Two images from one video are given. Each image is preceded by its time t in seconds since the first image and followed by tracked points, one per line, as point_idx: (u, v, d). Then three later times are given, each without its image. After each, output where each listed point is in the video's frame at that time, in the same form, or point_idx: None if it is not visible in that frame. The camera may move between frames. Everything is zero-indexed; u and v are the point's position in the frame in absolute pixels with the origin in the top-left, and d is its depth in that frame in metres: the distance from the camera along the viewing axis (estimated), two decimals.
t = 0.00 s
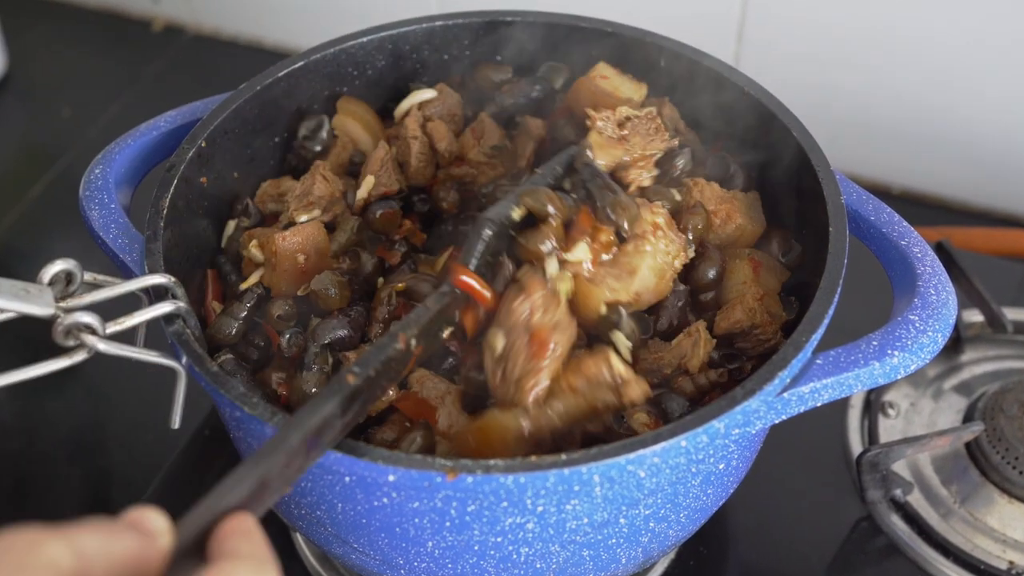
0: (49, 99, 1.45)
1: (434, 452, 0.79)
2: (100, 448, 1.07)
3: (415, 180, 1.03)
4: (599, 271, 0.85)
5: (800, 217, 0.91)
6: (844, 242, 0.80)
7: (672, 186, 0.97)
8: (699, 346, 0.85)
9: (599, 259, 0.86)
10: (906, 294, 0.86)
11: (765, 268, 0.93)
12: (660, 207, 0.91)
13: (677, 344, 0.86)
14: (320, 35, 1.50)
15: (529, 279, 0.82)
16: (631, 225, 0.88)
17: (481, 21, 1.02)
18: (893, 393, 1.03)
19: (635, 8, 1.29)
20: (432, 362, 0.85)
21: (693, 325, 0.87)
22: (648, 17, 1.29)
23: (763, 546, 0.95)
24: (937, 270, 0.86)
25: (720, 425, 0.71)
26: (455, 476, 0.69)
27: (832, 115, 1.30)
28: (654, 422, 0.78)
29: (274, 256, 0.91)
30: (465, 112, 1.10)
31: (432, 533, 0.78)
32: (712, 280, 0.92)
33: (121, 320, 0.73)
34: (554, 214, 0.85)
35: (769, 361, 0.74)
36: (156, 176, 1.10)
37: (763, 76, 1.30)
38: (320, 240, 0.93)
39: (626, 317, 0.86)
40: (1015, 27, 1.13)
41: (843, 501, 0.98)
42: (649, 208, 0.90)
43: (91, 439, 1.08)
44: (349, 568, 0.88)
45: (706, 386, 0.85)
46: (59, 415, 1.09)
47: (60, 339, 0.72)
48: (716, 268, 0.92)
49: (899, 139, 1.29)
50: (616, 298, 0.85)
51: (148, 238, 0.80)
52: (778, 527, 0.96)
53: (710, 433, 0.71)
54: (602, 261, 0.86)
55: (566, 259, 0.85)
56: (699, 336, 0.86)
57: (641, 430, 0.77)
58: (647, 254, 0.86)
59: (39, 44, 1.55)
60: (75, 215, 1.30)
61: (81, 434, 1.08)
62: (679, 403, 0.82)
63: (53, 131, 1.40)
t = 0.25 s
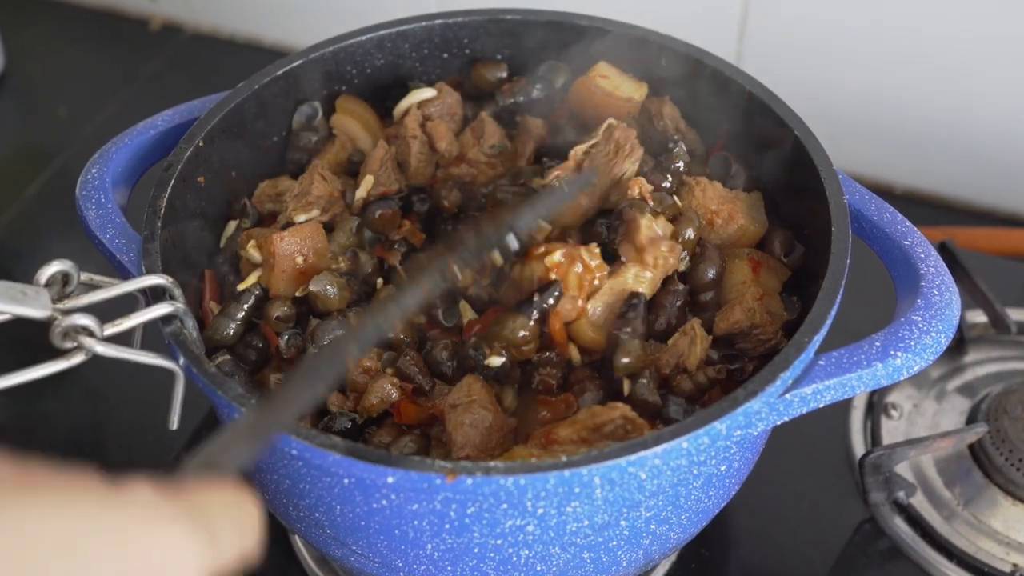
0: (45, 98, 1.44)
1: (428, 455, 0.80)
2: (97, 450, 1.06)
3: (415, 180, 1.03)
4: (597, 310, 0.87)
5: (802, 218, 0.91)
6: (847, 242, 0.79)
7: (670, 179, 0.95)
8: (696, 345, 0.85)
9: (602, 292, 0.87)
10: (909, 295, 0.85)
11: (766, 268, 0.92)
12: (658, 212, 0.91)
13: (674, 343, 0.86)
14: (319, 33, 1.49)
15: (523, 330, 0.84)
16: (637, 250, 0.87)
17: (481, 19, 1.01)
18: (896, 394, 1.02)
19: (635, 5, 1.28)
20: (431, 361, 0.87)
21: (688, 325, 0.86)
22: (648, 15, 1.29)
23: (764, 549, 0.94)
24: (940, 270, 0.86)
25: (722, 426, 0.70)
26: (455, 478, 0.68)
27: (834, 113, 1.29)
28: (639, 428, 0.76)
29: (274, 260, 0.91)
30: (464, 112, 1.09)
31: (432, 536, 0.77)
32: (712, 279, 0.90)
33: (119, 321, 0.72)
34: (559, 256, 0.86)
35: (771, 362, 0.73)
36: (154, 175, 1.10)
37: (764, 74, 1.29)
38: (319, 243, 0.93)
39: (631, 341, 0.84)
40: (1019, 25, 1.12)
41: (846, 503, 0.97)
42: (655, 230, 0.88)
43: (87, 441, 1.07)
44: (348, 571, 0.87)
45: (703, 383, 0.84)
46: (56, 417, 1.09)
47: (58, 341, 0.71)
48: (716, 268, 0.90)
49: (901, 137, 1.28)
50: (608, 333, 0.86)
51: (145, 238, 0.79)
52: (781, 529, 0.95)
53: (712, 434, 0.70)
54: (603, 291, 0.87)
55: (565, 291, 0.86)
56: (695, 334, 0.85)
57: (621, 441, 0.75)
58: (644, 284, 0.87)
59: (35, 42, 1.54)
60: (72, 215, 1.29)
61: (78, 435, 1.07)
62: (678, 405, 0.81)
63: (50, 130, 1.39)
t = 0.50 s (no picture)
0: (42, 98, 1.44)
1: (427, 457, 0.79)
2: (94, 451, 1.06)
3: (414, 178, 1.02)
4: (581, 299, 0.86)
5: (804, 218, 0.90)
6: (849, 242, 0.78)
7: (671, 178, 0.94)
8: (697, 345, 0.84)
9: (593, 287, 0.86)
10: (912, 295, 0.85)
11: (768, 268, 0.91)
12: (658, 212, 0.90)
13: (675, 343, 0.85)
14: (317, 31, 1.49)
15: (521, 318, 0.83)
16: (624, 240, 0.87)
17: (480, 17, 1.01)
18: (898, 395, 1.02)
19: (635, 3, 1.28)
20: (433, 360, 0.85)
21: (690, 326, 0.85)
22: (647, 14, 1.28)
23: (765, 551, 0.93)
24: (944, 270, 0.85)
25: (723, 428, 0.69)
26: (454, 480, 0.67)
27: (835, 112, 1.28)
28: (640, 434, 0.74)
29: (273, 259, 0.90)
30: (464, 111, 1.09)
31: (431, 538, 0.77)
32: (712, 279, 0.89)
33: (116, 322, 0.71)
34: (530, 248, 0.87)
35: (773, 363, 0.73)
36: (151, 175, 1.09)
37: (766, 73, 1.28)
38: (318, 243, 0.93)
39: (612, 340, 0.83)
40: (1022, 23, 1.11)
41: (848, 505, 0.96)
42: (646, 225, 0.87)
43: (84, 442, 1.06)
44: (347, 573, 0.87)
45: (705, 383, 0.82)
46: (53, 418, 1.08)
47: (55, 343, 0.70)
48: (717, 268, 0.89)
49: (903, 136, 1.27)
50: (593, 324, 0.85)
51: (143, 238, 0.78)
52: (783, 531, 0.95)
53: (713, 436, 0.70)
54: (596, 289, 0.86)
55: (536, 280, 0.87)
56: (696, 335, 0.85)
57: (621, 443, 0.74)
58: (630, 278, 0.87)
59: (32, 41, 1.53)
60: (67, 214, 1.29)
61: (74, 437, 1.06)
62: (679, 407, 0.80)
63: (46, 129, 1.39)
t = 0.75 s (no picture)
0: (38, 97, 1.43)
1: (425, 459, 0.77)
2: (91, 452, 1.05)
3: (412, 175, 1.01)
4: (581, 299, 0.85)
5: (807, 218, 0.89)
6: (852, 242, 0.78)
7: (673, 178, 0.94)
8: (699, 346, 0.84)
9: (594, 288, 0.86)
10: (915, 296, 0.84)
11: (770, 268, 0.91)
12: (660, 212, 0.90)
13: (677, 343, 0.84)
14: (315, 30, 1.48)
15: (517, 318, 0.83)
16: (624, 240, 0.87)
17: (480, 15, 1.00)
18: (902, 396, 1.01)
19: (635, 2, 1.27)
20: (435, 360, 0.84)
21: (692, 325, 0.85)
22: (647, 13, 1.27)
23: (767, 553, 0.93)
24: (947, 270, 0.84)
25: (725, 429, 0.69)
26: (454, 481, 0.66)
27: (838, 111, 1.28)
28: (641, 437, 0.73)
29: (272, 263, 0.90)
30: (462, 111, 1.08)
31: (430, 540, 0.76)
32: (713, 280, 0.89)
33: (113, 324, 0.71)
34: (530, 248, 0.86)
35: (774, 364, 0.72)
36: (148, 175, 1.09)
37: (768, 71, 1.28)
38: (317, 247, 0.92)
39: (612, 340, 0.82)
40: None
41: (851, 507, 0.96)
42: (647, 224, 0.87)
43: (82, 443, 1.06)
44: None
45: (706, 384, 0.82)
46: (50, 419, 1.07)
47: (53, 346, 0.70)
48: (718, 268, 0.89)
49: (905, 135, 1.27)
50: (593, 325, 0.85)
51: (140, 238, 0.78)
52: (785, 533, 0.94)
53: (715, 437, 0.69)
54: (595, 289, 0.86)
55: (535, 281, 0.87)
56: (698, 335, 0.84)
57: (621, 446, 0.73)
58: (630, 279, 0.86)
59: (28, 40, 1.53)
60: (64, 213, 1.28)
61: (72, 438, 1.06)
62: (681, 408, 0.79)
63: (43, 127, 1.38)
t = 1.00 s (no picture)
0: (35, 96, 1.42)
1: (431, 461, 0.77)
2: (88, 454, 1.05)
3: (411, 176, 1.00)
4: (582, 297, 0.85)
5: (809, 218, 0.89)
6: (854, 242, 0.77)
7: (675, 177, 0.93)
8: (703, 346, 0.82)
9: (594, 287, 0.85)
10: (917, 296, 0.83)
11: (771, 268, 0.90)
12: (661, 210, 0.89)
13: (681, 343, 0.84)
14: (313, 28, 1.47)
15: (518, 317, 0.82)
16: (625, 239, 0.86)
17: (479, 14, 0.99)
18: (905, 397, 1.00)
19: None
20: (451, 358, 0.84)
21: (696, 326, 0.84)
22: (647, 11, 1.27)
23: (769, 555, 0.92)
24: (950, 271, 0.83)
25: (726, 431, 0.68)
26: (452, 484, 0.66)
27: (840, 109, 1.27)
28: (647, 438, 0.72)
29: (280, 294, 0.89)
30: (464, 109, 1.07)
31: (429, 543, 0.75)
32: (716, 279, 0.88)
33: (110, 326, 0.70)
34: (529, 246, 0.85)
35: (776, 365, 0.71)
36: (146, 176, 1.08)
37: (768, 70, 1.27)
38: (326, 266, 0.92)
39: (616, 340, 0.81)
40: None
41: (853, 508, 0.95)
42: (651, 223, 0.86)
43: (77, 444, 1.05)
44: None
45: (711, 384, 0.82)
46: (46, 420, 1.07)
47: (49, 348, 0.69)
48: (720, 267, 0.88)
49: (908, 134, 1.26)
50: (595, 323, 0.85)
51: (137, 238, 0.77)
52: (786, 535, 0.93)
53: (716, 439, 0.68)
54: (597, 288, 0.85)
55: (535, 278, 0.86)
56: (702, 335, 0.83)
57: (634, 439, 0.73)
58: (632, 278, 0.85)
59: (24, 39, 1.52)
60: (60, 213, 1.28)
61: (67, 439, 1.05)
62: (685, 408, 0.78)
63: (40, 126, 1.37)
